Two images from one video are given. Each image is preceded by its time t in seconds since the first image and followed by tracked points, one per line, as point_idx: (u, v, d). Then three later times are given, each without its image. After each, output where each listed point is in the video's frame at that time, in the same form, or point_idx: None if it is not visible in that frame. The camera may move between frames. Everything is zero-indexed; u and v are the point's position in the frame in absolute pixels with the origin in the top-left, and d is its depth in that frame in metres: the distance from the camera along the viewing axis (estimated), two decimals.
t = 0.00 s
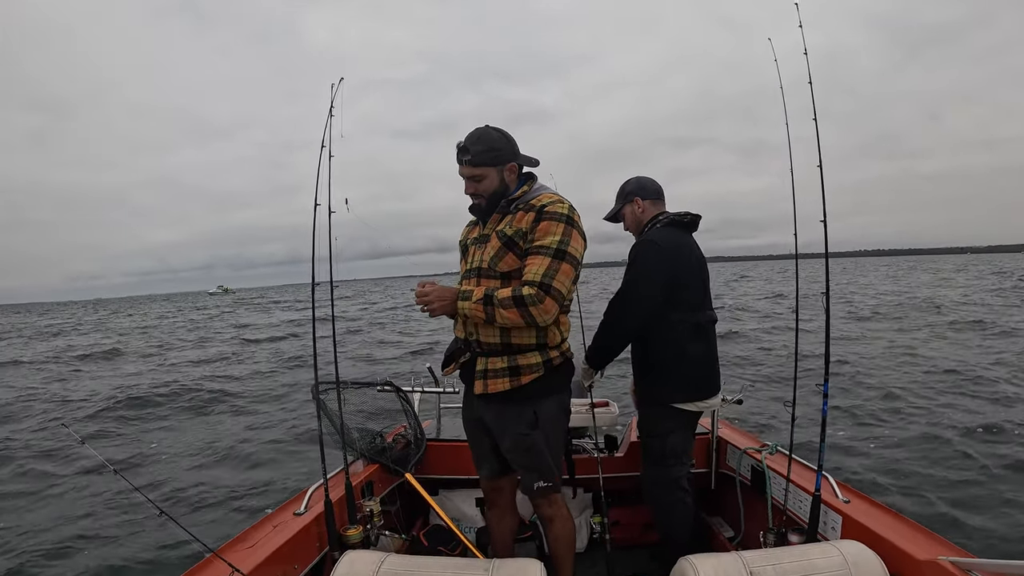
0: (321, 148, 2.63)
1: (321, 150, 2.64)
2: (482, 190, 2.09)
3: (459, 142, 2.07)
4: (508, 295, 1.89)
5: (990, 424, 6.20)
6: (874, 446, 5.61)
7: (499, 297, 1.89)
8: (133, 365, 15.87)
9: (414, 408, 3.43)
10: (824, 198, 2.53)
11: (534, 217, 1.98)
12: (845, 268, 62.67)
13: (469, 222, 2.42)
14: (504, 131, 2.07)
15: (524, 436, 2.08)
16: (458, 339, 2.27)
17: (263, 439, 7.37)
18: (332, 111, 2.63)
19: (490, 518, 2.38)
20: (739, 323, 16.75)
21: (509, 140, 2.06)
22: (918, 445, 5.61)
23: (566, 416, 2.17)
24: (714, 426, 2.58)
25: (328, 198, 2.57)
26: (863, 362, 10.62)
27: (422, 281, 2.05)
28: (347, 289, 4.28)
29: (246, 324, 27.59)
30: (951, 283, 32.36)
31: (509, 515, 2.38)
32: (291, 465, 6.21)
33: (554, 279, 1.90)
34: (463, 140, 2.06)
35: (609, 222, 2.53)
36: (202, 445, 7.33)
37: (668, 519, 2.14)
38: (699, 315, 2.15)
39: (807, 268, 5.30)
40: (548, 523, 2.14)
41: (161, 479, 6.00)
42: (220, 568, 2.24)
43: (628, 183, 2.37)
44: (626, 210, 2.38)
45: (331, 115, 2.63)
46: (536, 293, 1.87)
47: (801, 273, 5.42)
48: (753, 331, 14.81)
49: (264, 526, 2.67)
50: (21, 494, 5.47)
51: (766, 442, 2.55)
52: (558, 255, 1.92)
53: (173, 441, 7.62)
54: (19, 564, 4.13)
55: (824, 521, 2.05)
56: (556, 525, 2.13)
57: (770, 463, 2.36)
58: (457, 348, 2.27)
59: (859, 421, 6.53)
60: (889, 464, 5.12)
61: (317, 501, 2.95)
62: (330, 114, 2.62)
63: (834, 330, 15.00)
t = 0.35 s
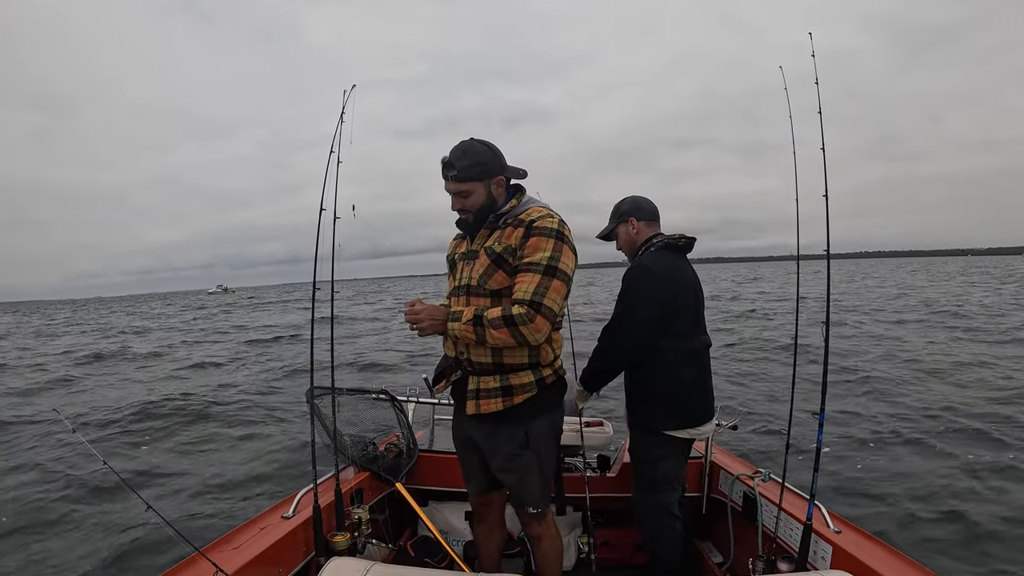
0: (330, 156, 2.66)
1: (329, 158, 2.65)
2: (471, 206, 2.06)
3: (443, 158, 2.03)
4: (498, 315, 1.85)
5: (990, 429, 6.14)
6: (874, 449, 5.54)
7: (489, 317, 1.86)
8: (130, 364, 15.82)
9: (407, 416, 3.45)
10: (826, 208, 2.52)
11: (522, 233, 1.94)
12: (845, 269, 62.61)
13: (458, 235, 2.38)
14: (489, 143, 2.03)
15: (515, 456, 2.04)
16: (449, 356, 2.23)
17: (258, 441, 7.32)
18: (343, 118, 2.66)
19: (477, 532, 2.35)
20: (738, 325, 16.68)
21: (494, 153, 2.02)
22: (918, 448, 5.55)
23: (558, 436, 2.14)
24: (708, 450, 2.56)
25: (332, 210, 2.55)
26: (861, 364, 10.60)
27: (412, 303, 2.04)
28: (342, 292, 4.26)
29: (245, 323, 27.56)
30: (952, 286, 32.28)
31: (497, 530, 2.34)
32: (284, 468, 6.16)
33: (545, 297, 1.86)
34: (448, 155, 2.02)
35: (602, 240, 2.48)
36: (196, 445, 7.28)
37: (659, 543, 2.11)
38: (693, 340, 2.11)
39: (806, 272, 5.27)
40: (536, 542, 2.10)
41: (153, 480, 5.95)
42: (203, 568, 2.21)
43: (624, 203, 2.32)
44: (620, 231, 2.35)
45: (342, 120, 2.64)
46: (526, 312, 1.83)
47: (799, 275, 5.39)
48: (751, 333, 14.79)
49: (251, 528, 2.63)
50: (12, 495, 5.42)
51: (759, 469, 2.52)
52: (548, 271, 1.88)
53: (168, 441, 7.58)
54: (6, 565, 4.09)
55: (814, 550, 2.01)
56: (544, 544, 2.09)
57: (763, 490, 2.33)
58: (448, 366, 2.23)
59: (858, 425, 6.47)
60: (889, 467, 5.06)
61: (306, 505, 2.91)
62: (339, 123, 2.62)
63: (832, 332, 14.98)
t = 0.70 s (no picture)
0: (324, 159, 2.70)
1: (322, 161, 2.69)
2: (509, 192, 2.06)
3: (484, 142, 2.01)
4: (516, 318, 1.86)
5: (991, 428, 6.14)
6: (874, 449, 5.55)
7: (508, 320, 1.86)
8: (130, 364, 15.85)
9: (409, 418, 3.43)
10: (823, 206, 2.56)
11: (540, 232, 1.95)
12: (845, 270, 62.60)
13: (468, 235, 2.39)
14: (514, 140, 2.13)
15: (528, 456, 2.05)
16: (462, 357, 2.24)
17: (260, 441, 7.34)
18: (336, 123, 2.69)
19: (485, 533, 2.36)
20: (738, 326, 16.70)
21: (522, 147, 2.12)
22: (919, 448, 5.56)
23: (571, 434, 2.15)
24: (710, 443, 2.58)
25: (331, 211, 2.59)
26: (861, 364, 10.62)
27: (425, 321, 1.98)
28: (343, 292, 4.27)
29: (246, 323, 27.61)
30: (953, 287, 32.30)
31: (505, 531, 2.35)
32: (285, 468, 6.17)
33: (564, 298, 1.87)
34: (487, 141, 2.01)
35: (615, 226, 2.47)
36: (197, 445, 7.30)
37: (669, 539, 2.12)
38: (708, 337, 2.13)
39: (805, 273, 5.29)
40: (548, 542, 2.11)
41: (156, 480, 5.97)
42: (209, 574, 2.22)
43: (644, 193, 2.32)
44: (637, 220, 2.34)
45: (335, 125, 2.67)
46: (546, 314, 1.84)
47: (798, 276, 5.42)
48: (751, 333, 14.81)
49: (255, 535, 2.64)
50: (13, 496, 5.42)
51: (761, 460, 2.54)
52: (567, 272, 1.89)
53: (169, 441, 7.60)
54: (10, 566, 4.09)
55: (819, 540, 2.02)
56: (555, 543, 2.10)
57: (766, 481, 2.35)
58: (461, 366, 2.24)
59: (859, 425, 6.48)
60: (890, 466, 5.07)
61: (310, 510, 2.92)
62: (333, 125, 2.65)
63: (831, 333, 15.01)
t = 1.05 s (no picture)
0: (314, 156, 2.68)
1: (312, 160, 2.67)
2: (532, 180, 2.11)
3: (514, 129, 2.06)
4: (541, 311, 1.93)
5: (988, 425, 6.21)
6: (872, 446, 5.62)
7: (533, 312, 1.93)
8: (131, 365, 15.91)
9: (412, 412, 3.50)
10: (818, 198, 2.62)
11: (561, 226, 2.02)
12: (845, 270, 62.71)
13: (480, 224, 2.43)
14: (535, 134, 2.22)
15: (538, 441, 2.10)
16: (472, 343, 2.28)
17: (263, 441, 7.39)
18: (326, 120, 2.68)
19: (494, 523, 2.40)
20: (736, 325, 16.77)
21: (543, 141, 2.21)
22: (916, 445, 5.62)
23: (580, 418, 2.21)
24: (715, 425, 2.64)
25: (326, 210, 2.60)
26: (859, 363, 10.70)
27: (447, 310, 1.98)
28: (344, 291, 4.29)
29: (245, 324, 27.63)
30: (951, 287, 32.45)
31: (513, 521, 2.38)
32: (289, 468, 6.22)
33: (588, 292, 1.96)
34: (516, 128, 2.07)
35: (625, 203, 2.51)
36: (201, 445, 7.35)
37: (677, 521, 2.17)
38: (716, 321, 2.20)
39: (803, 271, 5.35)
40: (558, 526, 2.15)
41: (161, 480, 6.02)
42: None
43: (660, 172, 2.36)
44: (651, 199, 2.39)
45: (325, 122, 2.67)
46: (572, 308, 1.93)
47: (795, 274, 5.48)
48: (749, 333, 14.88)
49: (266, 536, 2.68)
50: (20, 497, 5.46)
51: (766, 440, 2.60)
52: (590, 267, 1.98)
53: (173, 441, 7.66)
54: (20, 566, 4.14)
55: (826, 517, 2.07)
56: (566, 528, 2.14)
57: (771, 461, 2.40)
58: (470, 351, 2.29)
59: (857, 423, 6.54)
60: (888, 463, 5.13)
61: (319, 510, 2.96)
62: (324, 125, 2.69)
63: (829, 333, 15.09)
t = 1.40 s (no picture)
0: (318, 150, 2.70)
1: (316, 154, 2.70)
2: (523, 175, 2.11)
3: (505, 125, 2.06)
4: (539, 300, 1.93)
5: (990, 425, 6.17)
6: (874, 445, 5.61)
7: (531, 301, 1.93)
8: (134, 365, 15.97)
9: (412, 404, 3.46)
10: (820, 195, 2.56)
11: (557, 220, 2.02)
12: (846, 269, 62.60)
13: (470, 220, 2.42)
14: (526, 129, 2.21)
15: (535, 429, 2.10)
16: (467, 335, 2.27)
17: (264, 441, 7.40)
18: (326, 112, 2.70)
19: (489, 515, 2.39)
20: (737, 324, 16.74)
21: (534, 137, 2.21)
22: (918, 445, 5.59)
23: (573, 408, 2.21)
24: (713, 421, 2.63)
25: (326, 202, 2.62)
26: (861, 361, 10.67)
27: (442, 298, 1.98)
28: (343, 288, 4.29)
29: (247, 325, 27.66)
30: (954, 284, 32.24)
31: (509, 513, 2.38)
32: (290, 468, 6.23)
33: (583, 282, 1.97)
34: (507, 124, 2.07)
35: (618, 199, 2.49)
36: (202, 446, 7.37)
37: (674, 514, 2.16)
38: (713, 317, 2.20)
39: (805, 269, 5.33)
40: (553, 517, 2.15)
41: (163, 480, 6.04)
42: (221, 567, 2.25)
43: (653, 167, 2.34)
44: (645, 194, 2.37)
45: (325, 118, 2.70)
46: (568, 296, 1.94)
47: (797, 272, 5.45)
48: (751, 331, 14.85)
49: (264, 526, 2.67)
50: (21, 498, 5.47)
51: (764, 436, 2.58)
52: (584, 258, 1.98)
53: (174, 441, 7.67)
54: (22, 565, 4.16)
55: (823, 514, 2.06)
56: (561, 519, 2.14)
57: (769, 457, 2.39)
58: (465, 343, 2.28)
59: (859, 421, 6.53)
60: (889, 463, 5.11)
61: (317, 501, 2.95)
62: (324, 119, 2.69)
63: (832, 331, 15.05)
